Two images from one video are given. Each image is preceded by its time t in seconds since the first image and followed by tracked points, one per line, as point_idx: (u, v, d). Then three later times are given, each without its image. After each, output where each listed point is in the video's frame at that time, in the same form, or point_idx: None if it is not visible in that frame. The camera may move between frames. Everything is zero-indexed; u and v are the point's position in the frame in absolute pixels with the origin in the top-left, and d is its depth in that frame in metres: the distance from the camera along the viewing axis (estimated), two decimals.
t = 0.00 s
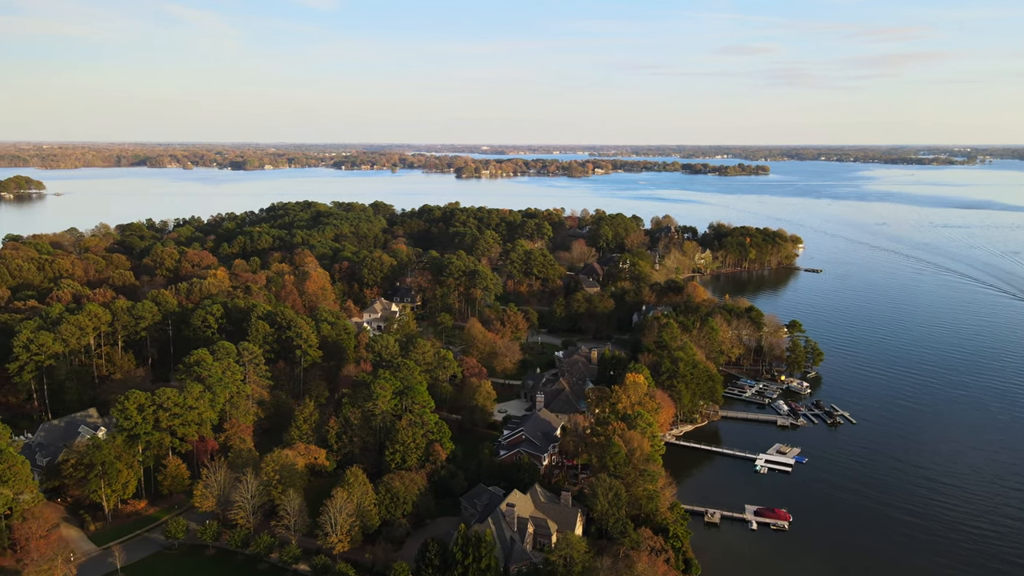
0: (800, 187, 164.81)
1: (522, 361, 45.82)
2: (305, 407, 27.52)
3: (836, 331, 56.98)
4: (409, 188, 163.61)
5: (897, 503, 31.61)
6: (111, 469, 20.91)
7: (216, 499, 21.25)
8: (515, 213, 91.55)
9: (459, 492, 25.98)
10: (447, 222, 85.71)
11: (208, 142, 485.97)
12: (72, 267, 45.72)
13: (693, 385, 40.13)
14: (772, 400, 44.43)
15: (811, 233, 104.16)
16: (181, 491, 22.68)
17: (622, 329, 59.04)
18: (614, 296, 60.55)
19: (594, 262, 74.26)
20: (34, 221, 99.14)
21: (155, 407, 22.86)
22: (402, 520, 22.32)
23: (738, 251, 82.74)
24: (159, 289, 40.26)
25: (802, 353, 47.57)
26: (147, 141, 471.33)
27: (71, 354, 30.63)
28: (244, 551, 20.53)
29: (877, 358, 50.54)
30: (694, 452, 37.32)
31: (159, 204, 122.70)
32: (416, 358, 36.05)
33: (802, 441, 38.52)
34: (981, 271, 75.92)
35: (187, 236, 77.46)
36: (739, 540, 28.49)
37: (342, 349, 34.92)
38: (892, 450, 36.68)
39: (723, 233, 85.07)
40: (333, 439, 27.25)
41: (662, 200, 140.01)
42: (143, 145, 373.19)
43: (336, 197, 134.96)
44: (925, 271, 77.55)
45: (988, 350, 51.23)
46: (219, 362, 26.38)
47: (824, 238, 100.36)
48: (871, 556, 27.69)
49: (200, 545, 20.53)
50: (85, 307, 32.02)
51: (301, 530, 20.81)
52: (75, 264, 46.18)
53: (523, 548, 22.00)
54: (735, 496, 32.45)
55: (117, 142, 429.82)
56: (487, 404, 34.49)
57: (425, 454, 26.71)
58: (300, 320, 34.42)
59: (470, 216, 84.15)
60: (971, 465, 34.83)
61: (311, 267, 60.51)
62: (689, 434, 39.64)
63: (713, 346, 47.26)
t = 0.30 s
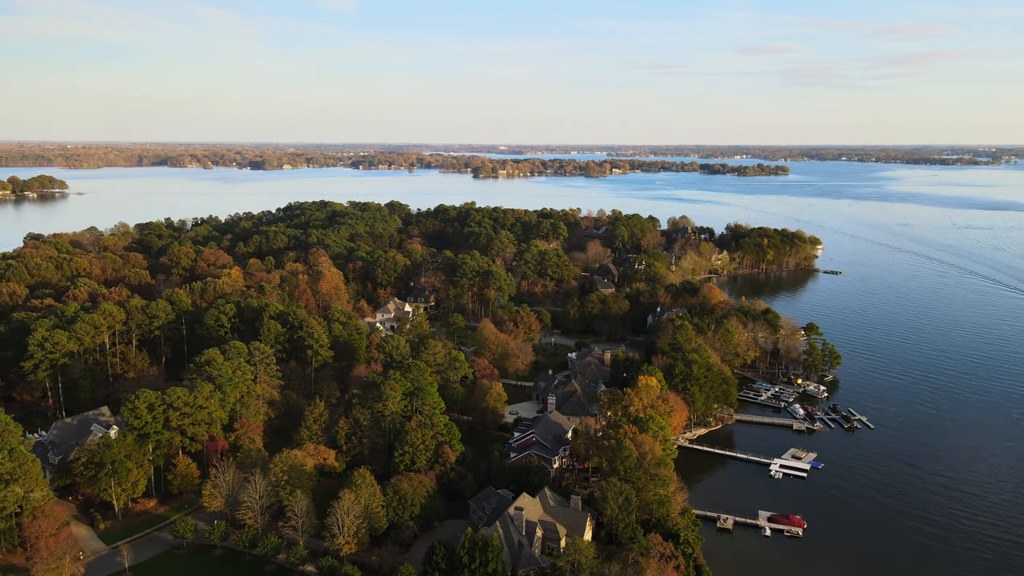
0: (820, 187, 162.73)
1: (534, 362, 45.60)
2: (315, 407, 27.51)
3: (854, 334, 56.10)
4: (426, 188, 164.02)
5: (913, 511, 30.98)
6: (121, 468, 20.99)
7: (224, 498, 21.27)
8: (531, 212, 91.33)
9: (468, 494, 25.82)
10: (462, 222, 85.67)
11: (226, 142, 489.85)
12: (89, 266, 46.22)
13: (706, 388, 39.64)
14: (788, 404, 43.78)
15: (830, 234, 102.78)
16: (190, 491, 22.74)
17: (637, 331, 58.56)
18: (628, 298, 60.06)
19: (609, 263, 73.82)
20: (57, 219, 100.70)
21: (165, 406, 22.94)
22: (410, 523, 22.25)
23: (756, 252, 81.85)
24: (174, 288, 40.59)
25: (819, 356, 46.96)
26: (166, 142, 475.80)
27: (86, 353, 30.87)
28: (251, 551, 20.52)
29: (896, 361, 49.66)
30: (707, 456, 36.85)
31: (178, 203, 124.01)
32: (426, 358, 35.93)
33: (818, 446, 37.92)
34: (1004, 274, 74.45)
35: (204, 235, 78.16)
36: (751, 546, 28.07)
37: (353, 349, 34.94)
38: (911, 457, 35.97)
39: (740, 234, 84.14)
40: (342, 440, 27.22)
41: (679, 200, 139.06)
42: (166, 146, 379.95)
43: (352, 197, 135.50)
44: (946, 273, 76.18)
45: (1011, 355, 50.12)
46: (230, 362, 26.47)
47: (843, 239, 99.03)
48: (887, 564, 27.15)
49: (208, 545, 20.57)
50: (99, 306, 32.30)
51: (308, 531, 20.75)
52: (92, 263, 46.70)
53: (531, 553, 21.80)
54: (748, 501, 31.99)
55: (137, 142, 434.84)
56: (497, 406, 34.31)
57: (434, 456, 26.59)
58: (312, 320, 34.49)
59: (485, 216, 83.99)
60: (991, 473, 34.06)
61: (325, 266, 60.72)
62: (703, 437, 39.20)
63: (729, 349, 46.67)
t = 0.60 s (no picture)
0: (840, 188, 160.63)
1: (546, 364, 45.38)
2: (325, 408, 27.49)
3: (873, 338, 55.23)
4: (441, 189, 164.29)
5: (931, 520, 30.35)
6: (131, 466, 21.07)
7: (233, 499, 21.28)
8: (546, 213, 91.06)
9: (477, 497, 25.66)
10: (477, 222, 85.59)
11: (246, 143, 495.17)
12: (106, 265, 46.71)
13: (720, 391, 39.12)
14: (804, 408, 43.14)
15: (849, 235, 101.37)
16: (199, 490, 22.78)
17: (651, 333, 58.07)
18: (643, 299, 59.57)
19: (624, 264, 73.34)
20: (79, 218, 102.19)
21: (174, 405, 23.00)
22: (417, 525, 22.17)
23: (774, 254, 80.90)
24: (188, 287, 40.89)
25: (837, 359, 46.21)
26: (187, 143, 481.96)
27: (100, 351, 31.10)
28: (258, 552, 20.51)
29: (916, 365, 48.83)
30: (721, 460, 36.36)
31: (197, 203, 125.29)
32: (437, 359, 35.82)
33: (834, 451, 37.32)
34: None
35: (221, 234, 78.81)
36: (764, 553, 27.63)
37: (364, 350, 34.98)
38: (929, 463, 35.31)
39: (757, 235, 83.19)
40: (351, 441, 27.17)
41: (696, 201, 137.95)
42: (184, 146, 383.18)
43: (368, 197, 136.07)
44: (968, 276, 74.83)
45: None
46: (240, 362, 26.56)
47: (863, 241, 97.67)
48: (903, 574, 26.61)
49: (216, 545, 20.57)
50: (114, 305, 32.55)
51: (315, 532, 20.69)
52: (110, 262, 47.19)
53: (539, 558, 21.66)
54: (763, 508, 31.49)
55: (158, 143, 440.82)
56: (508, 407, 34.14)
57: (443, 458, 26.48)
58: (323, 320, 34.55)
59: (500, 216, 83.81)
60: (1013, 482, 33.28)
61: (340, 266, 60.89)
62: (717, 441, 38.72)
63: (744, 351, 46.06)
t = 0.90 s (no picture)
0: (860, 188, 158.36)
1: (558, 365, 45.09)
2: (334, 409, 27.44)
3: (892, 341, 54.28)
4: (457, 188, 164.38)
5: (949, 530, 29.68)
6: (140, 466, 21.15)
7: (240, 499, 21.27)
8: (561, 213, 90.69)
9: (486, 500, 25.47)
10: (492, 222, 85.39)
11: (265, 144, 500.00)
12: (123, 264, 47.14)
13: (734, 394, 38.59)
14: (820, 412, 42.46)
15: (868, 236, 99.91)
16: (208, 490, 22.83)
17: (665, 334, 57.53)
18: (658, 300, 59.02)
19: (640, 264, 72.75)
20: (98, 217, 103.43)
21: (184, 405, 23.06)
22: (424, 528, 22.05)
23: (791, 255, 79.85)
24: (202, 287, 41.15)
25: (854, 363, 45.44)
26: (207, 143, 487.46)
27: (114, 350, 31.36)
28: (265, 553, 20.50)
29: (935, 369, 47.92)
30: (734, 465, 35.85)
31: (214, 202, 126.45)
32: (448, 360, 35.69)
33: (850, 457, 36.68)
34: None
35: (237, 234, 79.39)
36: (777, 561, 27.19)
37: (375, 350, 34.96)
38: (947, 470, 34.61)
39: (775, 236, 82.17)
40: (360, 442, 27.13)
41: (713, 201, 136.75)
42: (204, 146, 387.71)
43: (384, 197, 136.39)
44: (991, 278, 73.39)
45: None
46: (250, 362, 26.61)
47: (882, 242, 96.19)
48: None
49: (223, 545, 20.57)
50: (128, 304, 32.77)
51: (322, 534, 20.62)
52: (126, 261, 47.62)
53: (546, 563, 21.44)
54: (776, 513, 31.01)
55: (185, 144, 447.94)
56: (518, 409, 33.93)
57: (451, 460, 26.35)
58: (334, 320, 34.55)
59: (515, 216, 83.59)
60: None
61: (353, 266, 60.99)
62: (731, 445, 38.21)
63: (759, 354, 45.44)
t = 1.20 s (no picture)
0: (879, 189, 156.32)
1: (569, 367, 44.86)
2: (342, 410, 27.40)
3: (910, 344, 53.38)
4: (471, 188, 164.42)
5: (965, 539, 29.07)
6: (147, 466, 21.21)
7: (247, 500, 21.28)
8: (575, 213, 90.37)
9: (493, 503, 25.34)
10: (506, 222, 85.26)
11: (286, 145, 504.47)
12: (137, 263, 47.51)
13: (747, 398, 38.09)
14: (835, 417, 41.81)
15: (887, 238, 98.57)
16: (215, 490, 22.84)
17: (679, 336, 57.05)
18: (671, 301, 58.56)
19: (654, 266, 72.25)
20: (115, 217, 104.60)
21: (191, 405, 23.12)
22: (431, 531, 21.93)
23: (808, 256, 78.85)
24: (213, 286, 41.39)
25: (871, 367, 44.75)
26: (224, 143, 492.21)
27: (126, 349, 31.60)
28: (271, 555, 20.47)
29: (955, 374, 46.99)
30: (746, 470, 35.39)
31: (230, 202, 127.53)
32: (457, 361, 35.61)
33: (865, 463, 36.09)
34: None
35: (251, 233, 79.92)
36: (788, 568, 26.77)
37: (385, 352, 35.00)
38: (965, 478, 33.93)
39: (791, 237, 81.27)
40: (368, 443, 27.07)
41: (729, 201, 135.63)
42: (220, 147, 391.09)
43: (398, 196, 136.77)
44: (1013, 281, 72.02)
45: None
46: (258, 362, 26.66)
47: (902, 243, 94.82)
48: None
49: (229, 546, 20.55)
50: (139, 303, 33.00)
51: (327, 536, 20.54)
52: (140, 260, 47.99)
53: (553, 567, 21.27)
54: (788, 519, 30.55)
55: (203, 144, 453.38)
56: (528, 412, 33.72)
57: (459, 462, 26.22)
58: (344, 320, 34.57)
59: (529, 216, 83.40)
60: None
61: (365, 266, 61.11)
62: (743, 449, 37.74)
63: (774, 357, 44.81)
